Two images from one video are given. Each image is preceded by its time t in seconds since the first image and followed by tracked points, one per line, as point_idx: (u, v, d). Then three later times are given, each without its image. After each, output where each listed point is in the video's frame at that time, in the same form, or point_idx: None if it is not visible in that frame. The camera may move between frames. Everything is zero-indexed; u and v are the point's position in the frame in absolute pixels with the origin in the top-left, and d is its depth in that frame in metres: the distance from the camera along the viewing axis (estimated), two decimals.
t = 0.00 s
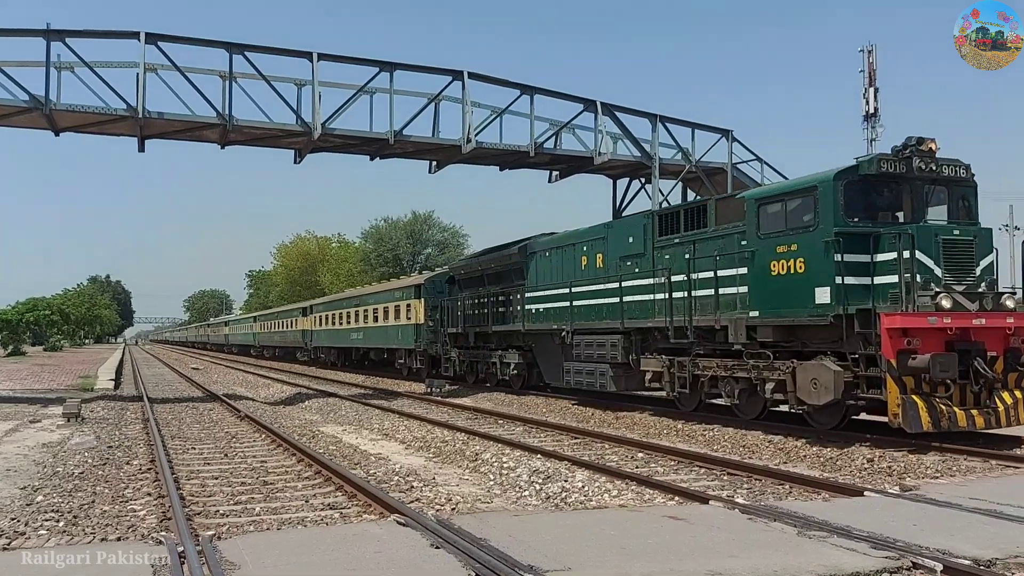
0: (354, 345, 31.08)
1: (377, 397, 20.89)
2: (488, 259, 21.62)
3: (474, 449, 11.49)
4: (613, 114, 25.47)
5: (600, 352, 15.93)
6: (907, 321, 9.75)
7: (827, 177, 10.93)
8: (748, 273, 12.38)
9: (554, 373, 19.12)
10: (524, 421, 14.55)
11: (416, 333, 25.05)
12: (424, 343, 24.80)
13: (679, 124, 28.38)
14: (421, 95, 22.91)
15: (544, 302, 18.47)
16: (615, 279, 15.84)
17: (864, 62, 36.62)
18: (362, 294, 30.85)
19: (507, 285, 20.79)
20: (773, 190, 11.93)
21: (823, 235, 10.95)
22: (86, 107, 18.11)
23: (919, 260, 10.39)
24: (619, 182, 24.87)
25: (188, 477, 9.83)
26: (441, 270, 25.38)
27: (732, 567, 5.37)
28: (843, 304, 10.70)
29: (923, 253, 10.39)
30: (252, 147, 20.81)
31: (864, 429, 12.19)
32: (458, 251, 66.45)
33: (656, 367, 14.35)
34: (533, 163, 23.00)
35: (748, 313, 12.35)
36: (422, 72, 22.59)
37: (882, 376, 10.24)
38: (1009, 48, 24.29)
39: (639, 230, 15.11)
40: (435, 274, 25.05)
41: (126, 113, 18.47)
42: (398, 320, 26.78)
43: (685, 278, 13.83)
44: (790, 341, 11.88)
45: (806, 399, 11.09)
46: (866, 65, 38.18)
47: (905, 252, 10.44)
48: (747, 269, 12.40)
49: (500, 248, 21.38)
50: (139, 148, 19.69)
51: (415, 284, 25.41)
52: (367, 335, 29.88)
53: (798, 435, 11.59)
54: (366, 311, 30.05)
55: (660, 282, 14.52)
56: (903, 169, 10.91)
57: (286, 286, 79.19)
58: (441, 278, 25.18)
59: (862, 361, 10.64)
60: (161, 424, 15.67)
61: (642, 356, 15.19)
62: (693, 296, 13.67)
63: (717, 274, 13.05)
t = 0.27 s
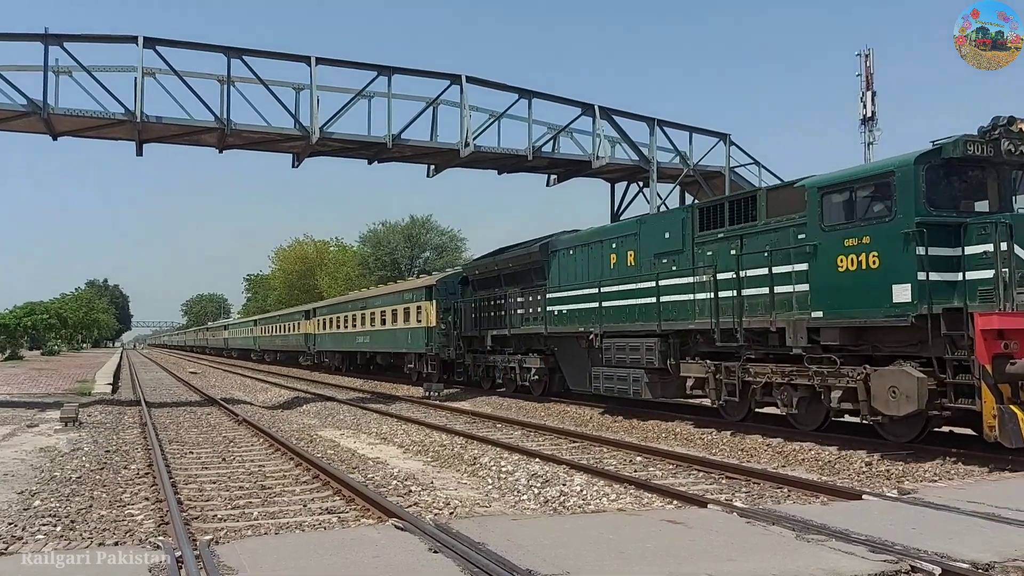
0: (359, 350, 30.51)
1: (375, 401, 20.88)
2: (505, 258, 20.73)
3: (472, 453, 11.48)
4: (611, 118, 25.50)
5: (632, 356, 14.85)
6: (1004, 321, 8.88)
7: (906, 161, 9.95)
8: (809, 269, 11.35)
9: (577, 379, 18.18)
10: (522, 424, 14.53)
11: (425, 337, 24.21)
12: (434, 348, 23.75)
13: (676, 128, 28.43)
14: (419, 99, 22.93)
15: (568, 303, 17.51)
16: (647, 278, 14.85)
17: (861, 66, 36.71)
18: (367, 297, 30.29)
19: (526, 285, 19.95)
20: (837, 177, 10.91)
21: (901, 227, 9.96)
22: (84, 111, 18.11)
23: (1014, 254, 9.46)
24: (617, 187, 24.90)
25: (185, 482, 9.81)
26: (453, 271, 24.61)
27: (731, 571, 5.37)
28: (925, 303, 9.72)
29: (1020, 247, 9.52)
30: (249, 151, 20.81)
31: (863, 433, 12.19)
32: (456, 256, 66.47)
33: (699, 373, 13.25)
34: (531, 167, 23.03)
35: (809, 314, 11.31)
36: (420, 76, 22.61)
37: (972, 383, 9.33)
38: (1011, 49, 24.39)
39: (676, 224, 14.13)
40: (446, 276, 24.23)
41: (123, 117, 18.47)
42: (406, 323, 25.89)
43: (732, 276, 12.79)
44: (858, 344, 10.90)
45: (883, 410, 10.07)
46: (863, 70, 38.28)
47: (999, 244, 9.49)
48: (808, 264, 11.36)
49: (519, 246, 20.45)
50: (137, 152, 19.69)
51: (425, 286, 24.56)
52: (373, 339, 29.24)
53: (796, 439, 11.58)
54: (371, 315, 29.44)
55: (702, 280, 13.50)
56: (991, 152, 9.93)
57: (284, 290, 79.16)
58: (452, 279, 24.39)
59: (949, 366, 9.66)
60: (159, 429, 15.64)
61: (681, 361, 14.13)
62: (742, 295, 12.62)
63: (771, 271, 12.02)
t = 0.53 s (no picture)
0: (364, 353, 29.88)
1: (371, 403, 20.86)
2: (524, 256, 19.80)
3: (468, 456, 11.46)
4: (607, 120, 25.53)
5: (671, 360, 13.93)
6: None
7: (1001, 139, 9.09)
8: (881, 261, 10.43)
9: (602, 383, 17.30)
10: (519, 427, 14.51)
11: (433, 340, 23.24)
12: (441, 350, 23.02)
13: (672, 131, 28.46)
14: (415, 102, 22.93)
15: (595, 303, 16.62)
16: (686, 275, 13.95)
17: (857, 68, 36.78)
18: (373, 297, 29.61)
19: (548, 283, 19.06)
20: (915, 160, 10.02)
21: (995, 214, 9.08)
22: (80, 114, 18.09)
23: None
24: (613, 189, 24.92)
25: (181, 485, 9.79)
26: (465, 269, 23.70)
27: (728, 573, 5.36)
28: None
29: None
30: (246, 154, 20.79)
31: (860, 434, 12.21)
32: (452, 258, 66.47)
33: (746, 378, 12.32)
34: (528, 169, 23.04)
35: (881, 312, 10.36)
36: (416, 78, 22.61)
37: None
38: (1011, 48, 24.51)
39: (719, 217, 13.28)
40: (457, 275, 23.43)
41: (119, 119, 18.45)
42: (416, 324, 25.00)
43: (787, 272, 11.87)
44: (939, 348, 9.94)
45: (975, 420, 9.05)
46: (859, 72, 38.36)
47: None
48: (879, 258, 10.44)
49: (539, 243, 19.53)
50: (133, 155, 19.66)
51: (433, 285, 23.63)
52: (378, 342, 28.58)
53: (793, 441, 11.57)
54: (377, 317, 28.76)
55: (750, 277, 12.59)
56: None
57: (280, 292, 79.07)
58: (465, 277, 23.55)
59: None
60: (154, 431, 15.60)
61: (724, 365, 13.24)
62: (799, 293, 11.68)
63: (834, 265, 11.10)
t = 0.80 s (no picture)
0: (370, 354, 29.32)
1: (367, 406, 20.85)
2: (544, 252, 18.76)
3: (464, 458, 11.46)
4: (602, 122, 25.56)
5: (714, 363, 12.95)
6: None
7: None
8: (967, 253, 9.43)
9: (629, 388, 16.27)
10: (515, 429, 14.50)
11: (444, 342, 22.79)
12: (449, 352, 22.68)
13: (667, 133, 28.50)
14: (410, 104, 22.94)
15: (625, 301, 15.62)
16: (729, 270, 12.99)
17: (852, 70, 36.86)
18: (379, 298, 28.98)
19: (569, 281, 18.07)
20: (1008, 139, 9.10)
21: None
22: (75, 116, 18.06)
23: None
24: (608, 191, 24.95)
25: (176, 487, 9.77)
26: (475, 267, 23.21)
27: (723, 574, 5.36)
28: None
29: None
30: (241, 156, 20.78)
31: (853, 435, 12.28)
32: (448, 260, 66.48)
33: (803, 383, 11.37)
34: (523, 171, 23.06)
35: (967, 308, 9.35)
36: (412, 80, 22.62)
37: None
38: (1010, 48, 24.53)
39: (768, 208, 12.33)
40: (467, 272, 22.93)
41: (114, 121, 18.42)
42: (426, 325, 24.37)
43: (850, 265, 10.86)
44: None
45: None
46: (853, 74, 38.45)
47: None
48: (965, 248, 9.44)
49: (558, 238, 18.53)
50: (128, 157, 19.63)
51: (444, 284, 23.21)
52: (385, 343, 27.99)
53: (788, 443, 11.58)
54: (386, 318, 28.13)
55: (805, 271, 11.61)
56: None
57: (276, 294, 78.94)
58: (477, 276, 23.01)
59: None
60: (150, 434, 15.57)
61: (774, 369, 12.29)
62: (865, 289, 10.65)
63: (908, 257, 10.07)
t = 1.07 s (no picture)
0: (378, 356, 28.80)
1: (363, 408, 20.83)
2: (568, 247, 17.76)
3: (460, 460, 11.46)
4: (598, 123, 25.60)
5: (764, 366, 11.93)
6: None
7: None
8: None
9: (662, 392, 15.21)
10: (511, 431, 14.52)
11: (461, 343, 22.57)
12: (464, 354, 22.56)
13: (663, 134, 28.54)
14: (406, 105, 22.94)
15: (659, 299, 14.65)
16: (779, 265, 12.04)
17: (847, 72, 36.95)
18: (387, 298, 28.38)
19: (596, 278, 17.07)
20: None
21: None
22: (70, 118, 18.02)
23: None
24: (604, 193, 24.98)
25: (172, 490, 9.74)
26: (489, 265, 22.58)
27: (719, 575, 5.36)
28: None
29: None
30: (236, 157, 20.75)
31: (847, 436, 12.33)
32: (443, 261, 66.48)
33: (870, 388, 10.34)
34: (519, 173, 23.06)
35: None
36: (408, 82, 22.62)
37: None
38: (1010, 48, 24.61)
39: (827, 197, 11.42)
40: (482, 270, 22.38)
41: (110, 123, 18.39)
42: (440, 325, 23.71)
43: (928, 257, 9.90)
44: None
45: None
46: (848, 76, 38.57)
47: None
48: None
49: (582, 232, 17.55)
50: (123, 159, 19.60)
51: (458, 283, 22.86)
52: (394, 345, 27.43)
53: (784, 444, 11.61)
54: (395, 319, 27.55)
55: (870, 265, 10.65)
56: None
57: (271, 296, 78.86)
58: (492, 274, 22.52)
59: None
60: (145, 436, 15.54)
61: (834, 373, 11.27)
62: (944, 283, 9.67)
63: (1000, 247, 9.11)
